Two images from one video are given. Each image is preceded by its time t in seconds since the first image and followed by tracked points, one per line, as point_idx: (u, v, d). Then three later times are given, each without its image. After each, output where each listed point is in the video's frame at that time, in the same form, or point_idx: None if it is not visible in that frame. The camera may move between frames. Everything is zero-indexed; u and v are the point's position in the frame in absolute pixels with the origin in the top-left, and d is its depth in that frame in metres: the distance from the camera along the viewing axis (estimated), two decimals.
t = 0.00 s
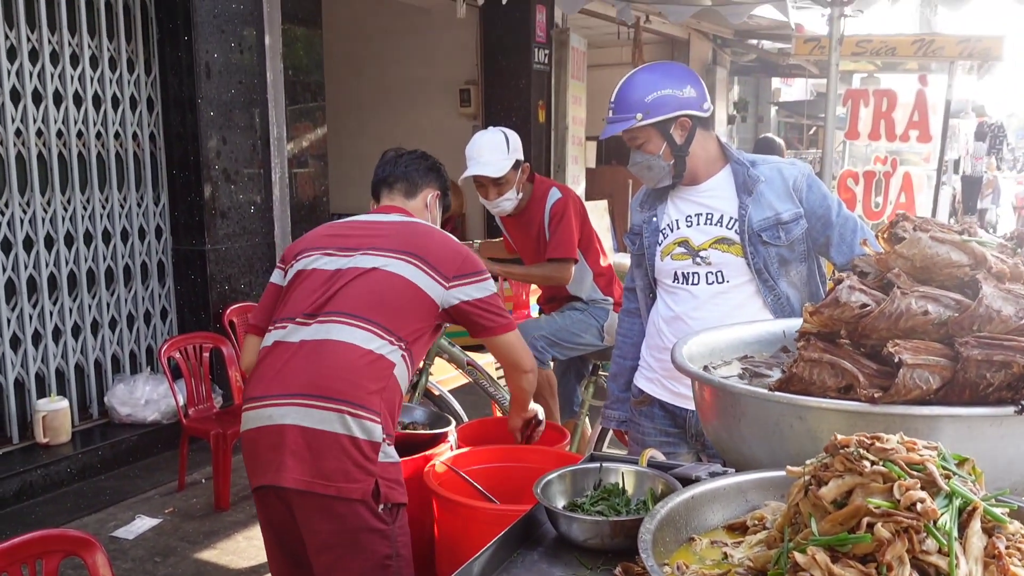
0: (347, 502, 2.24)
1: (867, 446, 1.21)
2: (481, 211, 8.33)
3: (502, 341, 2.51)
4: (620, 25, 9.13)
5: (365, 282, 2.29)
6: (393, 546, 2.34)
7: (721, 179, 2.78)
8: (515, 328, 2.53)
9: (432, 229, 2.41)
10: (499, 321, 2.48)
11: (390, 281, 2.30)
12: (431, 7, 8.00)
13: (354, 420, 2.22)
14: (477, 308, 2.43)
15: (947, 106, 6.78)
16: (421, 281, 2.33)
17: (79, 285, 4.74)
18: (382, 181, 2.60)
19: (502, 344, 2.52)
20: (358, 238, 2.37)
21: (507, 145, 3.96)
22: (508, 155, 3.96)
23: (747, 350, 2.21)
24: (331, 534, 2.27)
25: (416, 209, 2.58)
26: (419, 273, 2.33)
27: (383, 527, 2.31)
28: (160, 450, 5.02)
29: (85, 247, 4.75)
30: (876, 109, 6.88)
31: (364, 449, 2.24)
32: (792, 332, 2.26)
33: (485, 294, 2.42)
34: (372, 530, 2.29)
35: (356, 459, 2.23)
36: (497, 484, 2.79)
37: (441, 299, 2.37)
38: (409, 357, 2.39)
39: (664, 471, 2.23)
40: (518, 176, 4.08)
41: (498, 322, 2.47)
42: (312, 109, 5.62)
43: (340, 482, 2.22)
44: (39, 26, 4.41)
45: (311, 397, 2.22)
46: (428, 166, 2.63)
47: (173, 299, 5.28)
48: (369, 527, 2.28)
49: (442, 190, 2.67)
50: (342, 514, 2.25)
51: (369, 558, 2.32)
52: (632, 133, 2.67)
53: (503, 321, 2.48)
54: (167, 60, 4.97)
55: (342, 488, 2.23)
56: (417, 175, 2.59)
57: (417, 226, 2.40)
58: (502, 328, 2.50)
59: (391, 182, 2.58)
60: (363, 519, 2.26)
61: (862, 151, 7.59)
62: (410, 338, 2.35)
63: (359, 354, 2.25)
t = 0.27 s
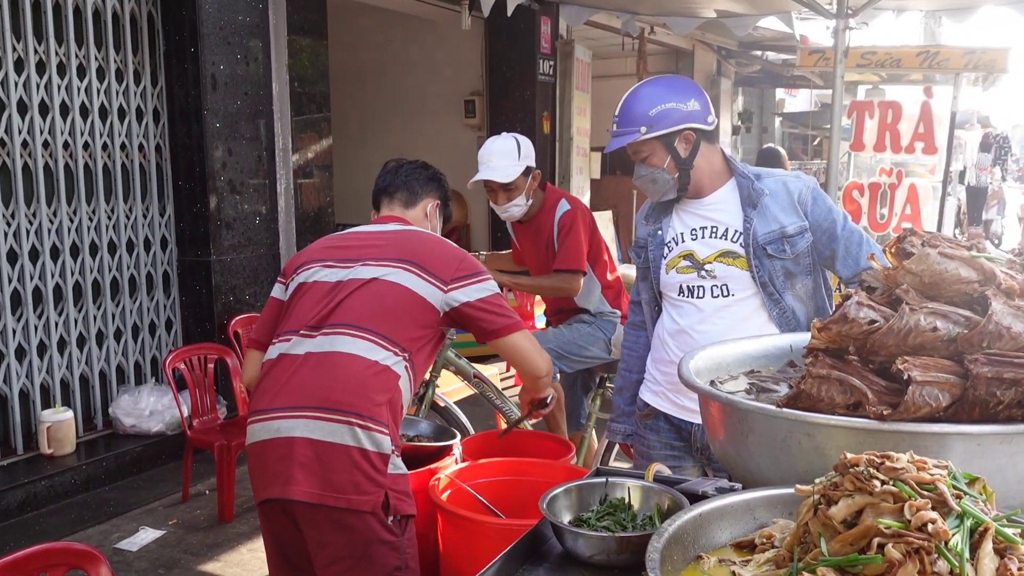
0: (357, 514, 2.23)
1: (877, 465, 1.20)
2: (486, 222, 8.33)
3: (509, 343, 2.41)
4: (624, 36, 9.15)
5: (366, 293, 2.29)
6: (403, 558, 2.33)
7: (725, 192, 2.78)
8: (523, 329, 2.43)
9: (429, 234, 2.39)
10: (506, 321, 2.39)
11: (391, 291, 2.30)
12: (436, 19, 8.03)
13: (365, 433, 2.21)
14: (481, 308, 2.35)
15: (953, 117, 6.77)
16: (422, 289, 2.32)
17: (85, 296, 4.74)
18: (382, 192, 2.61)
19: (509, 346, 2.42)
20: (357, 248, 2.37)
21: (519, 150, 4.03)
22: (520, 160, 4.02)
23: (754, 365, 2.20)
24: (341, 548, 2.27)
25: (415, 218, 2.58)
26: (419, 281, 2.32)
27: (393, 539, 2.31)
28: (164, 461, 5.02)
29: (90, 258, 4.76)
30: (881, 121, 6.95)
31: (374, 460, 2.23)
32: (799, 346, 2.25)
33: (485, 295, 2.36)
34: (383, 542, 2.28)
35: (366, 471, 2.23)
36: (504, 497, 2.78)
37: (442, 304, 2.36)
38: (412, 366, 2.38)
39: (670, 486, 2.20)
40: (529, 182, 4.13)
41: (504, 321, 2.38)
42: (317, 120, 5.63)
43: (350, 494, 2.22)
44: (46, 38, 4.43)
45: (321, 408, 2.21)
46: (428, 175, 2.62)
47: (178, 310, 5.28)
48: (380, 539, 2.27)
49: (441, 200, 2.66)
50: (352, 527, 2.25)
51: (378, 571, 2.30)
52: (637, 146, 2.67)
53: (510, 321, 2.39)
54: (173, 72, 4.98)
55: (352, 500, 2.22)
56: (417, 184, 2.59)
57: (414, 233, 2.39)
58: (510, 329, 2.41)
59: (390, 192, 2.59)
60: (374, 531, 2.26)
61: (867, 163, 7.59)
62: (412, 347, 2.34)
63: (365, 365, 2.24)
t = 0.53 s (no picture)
0: (346, 527, 2.22)
1: (886, 481, 1.18)
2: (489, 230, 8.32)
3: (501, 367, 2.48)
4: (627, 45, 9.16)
5: (365, 305, 2.28)
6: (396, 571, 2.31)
7: (729, 202, 2.77)
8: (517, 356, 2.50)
9: (432, 249, 2.39)
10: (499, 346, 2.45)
11: (390, 303, 2.29)
12: (439, 27, 8.04)
13: (353, 445, 2.19)
14: (479, 331, 2.40)
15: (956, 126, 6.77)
16: (422, 303, 2.32)
17: (87, 304, 4.74)
18: (387, 205, 2.60)
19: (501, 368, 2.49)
20: (358, 261, 2.37)
21: (524, 154, 4.08)
22: (524, 164, 4.08)
23: (759, 376, 2.18)
24: (332, 562, 2.25)
25: (420, 230, 2.57)
26: (420, 294, 2.32)
27: (385, 552, 2.29)
28: (165, 469, 5.01)
29: (93, 266, 4.76)
30: (885, 130, 6.92)
31: (363, 473, 2.21)
32: (805, 357, 2.23)
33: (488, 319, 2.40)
34: (374, 556, 2.26)
35: (355, 485, 2.21)
36: (505, 509, 2.76)
37: (443, 319, 2.36)
38: (411, 380, 2.37)
39: (674, 498, 2.13)
40: (534, 186, 4.17)
41: (498, 345, 2.44)
42: (321, 129, 5.63)
43: (338, 508, 2.20)
44: (50, 46, 4.44)
45: (309, 421, 2.20)
46: (433, 186, 2.61)
47: (180, 318, 5.27)
48: (370, 552, 2.25)
49: (447, 210, 2.65)
50: (343, 541, 2.23)
51: None
52: (641, 156, 2.66)
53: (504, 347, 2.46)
54: (177, 80, 4.99)
55: (340, 514, 2.20)
56: (421, 197, 2.58)
57: (418, 247, 2.38)
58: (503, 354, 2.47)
59: (394, 206, 2.58)
60: (364, 544, 2.24)
61: (871, 171, 7.56)
62: (411, 360, 2.33)
63: (358, 377, 2.23)
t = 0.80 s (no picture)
0: (350, 531, 2.20)
1: (887, 489, 1.18)
2: (488, 234, 8.31)
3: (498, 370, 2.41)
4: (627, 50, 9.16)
5: (363, 309, 2.27)
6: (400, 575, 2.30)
7: (728, 208, 2.76)
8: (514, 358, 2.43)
9: (429, 253, 2.39)
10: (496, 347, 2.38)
11: (388, 307, 2.28)
12: (439, 31, 8.04)
13: (358, 449, 2.18)
14: (474, 333, 2.35)
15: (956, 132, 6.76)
16: (420, 306, 2.31)
17: (84, 307, 4.72)
18: (384, 211, 2.59)
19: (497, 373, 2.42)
20: (356, 265, 2.36)
21: (524, 156, 4.07)
22: (524, 165, 4.06)
23: (758, 382, 2.17)
24: (333, 566, 2.23)
25: (416, 237, 2.57)
26: (417, 298, 2.31)
27: (388, 556, 2.28)
28: (162, 473, 4.99)
29: (91, 269, 4.74)
30: (884, 135, 6.93)
31: (367, 476, 2.20)
32: (804, 363, 2.22)
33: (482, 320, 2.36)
34: (377, 559, 2.24)
35: (359, 487, 2.20)
36: (501, 515, 2.74)
37: (439, 323, 2.34)
38: (408, 385, 2.36)
39: (672, 504, 2.12)
40: (535, 190, 4.17)
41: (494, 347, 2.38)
42: (320, 132, 5.61)
43: (342, 511, 2.19)
44: (49, 48, 4.43)
45: (314, 423, 2.18)
46: (430, 193, 2.61)
47: (178, 321, 5.26)
48: (375, 556, 2.23)
49: (443, 219, 2.65)
50: (345, 545, 2.21)
51: None
52: (639, 161, 2.66)
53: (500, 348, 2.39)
54: (176, 83, 4.97)
55: (344, 517, 2.19)
56: (418, 205, 2.57)
57: (415, 252, 2.38)
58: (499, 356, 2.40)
59: (391, 212, 2.57)
60: (367, 547, 2.22)
61: (870, 176, 7.56)
62: (409, 365, 2.32)
63: (359, 381, 2.22)
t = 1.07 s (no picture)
0: (344, 531, 2.19)
1: (882, 492, 1.17)
2: (482, 235, 8.30)
3: (497, 360, 2.39)
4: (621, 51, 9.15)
5: (357, 308, 2.27)
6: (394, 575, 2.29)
7: (721, 209, 2.76)
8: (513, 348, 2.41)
9: (421, 253, 2.39)
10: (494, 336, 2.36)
11: (382, 307, 2.28)
12: (434, 31, 8.02)
13: (353, 448, 2.17)
14: (471, 326, 2.33)
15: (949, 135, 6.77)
16: (413, 306, 2.30)
17: (77, 307, 4.70)
18: (375, 213, 2.58)
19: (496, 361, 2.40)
20: (348, 266, 2.36)
21: (519, 155, 4.08)
22: (520, 165, 4.07)
23: (753, 384, 2.17)
24: (328, 566, 2.22)
25: (407, 238, 2.56)
26: (410, 297, 2.31)
27: (381, 557, 2.27)
28: (154, 474, 4.97)
29: (83, 268, 4.72)
30: (878, 138, 6.92)
31: (362, 476, 2.19)
32: (798, 365, 2.22)
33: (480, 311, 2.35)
34: (370, 560, 2.23)
35: (353, 488, 2.19)
36: (495, 517, 2.73)
37: (433, 321, 2.34)
38: (402, 384, 2.35)
39: (666, 506, 2.12)
40: (530, 189, 4.19)
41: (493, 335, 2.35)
42: (314, 132, 5.60)
43: (335, 512, 2.18)
44: (41, 47, 4.41)
45: (308, 421, 2.17)
46: (421, 195, 2.59)
47: (171, 322, 5.24)
48: (367, 557, 2.23)
49: (435, 219, 2.64)
50: (339, 545, 2.20)
51: None
52: (633, 162, 2.65)
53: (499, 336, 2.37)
54: (170, 83, 4.96)
55: (338, 517, 2.18)
56: (409, 205, 2.57)
57: (406, 251, 2.38)
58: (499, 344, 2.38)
59: (381, 214, 2.56)
60: (361, 548, 2.22)
61: (863, 178, 7.57)
62: (404, 365, 2.32)
63: (354, 381, 2.21)
